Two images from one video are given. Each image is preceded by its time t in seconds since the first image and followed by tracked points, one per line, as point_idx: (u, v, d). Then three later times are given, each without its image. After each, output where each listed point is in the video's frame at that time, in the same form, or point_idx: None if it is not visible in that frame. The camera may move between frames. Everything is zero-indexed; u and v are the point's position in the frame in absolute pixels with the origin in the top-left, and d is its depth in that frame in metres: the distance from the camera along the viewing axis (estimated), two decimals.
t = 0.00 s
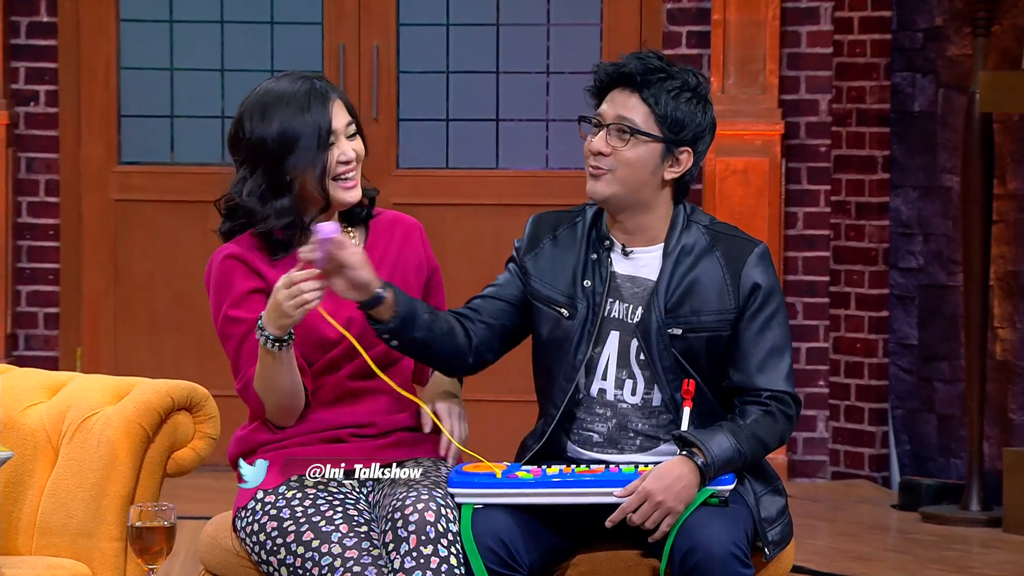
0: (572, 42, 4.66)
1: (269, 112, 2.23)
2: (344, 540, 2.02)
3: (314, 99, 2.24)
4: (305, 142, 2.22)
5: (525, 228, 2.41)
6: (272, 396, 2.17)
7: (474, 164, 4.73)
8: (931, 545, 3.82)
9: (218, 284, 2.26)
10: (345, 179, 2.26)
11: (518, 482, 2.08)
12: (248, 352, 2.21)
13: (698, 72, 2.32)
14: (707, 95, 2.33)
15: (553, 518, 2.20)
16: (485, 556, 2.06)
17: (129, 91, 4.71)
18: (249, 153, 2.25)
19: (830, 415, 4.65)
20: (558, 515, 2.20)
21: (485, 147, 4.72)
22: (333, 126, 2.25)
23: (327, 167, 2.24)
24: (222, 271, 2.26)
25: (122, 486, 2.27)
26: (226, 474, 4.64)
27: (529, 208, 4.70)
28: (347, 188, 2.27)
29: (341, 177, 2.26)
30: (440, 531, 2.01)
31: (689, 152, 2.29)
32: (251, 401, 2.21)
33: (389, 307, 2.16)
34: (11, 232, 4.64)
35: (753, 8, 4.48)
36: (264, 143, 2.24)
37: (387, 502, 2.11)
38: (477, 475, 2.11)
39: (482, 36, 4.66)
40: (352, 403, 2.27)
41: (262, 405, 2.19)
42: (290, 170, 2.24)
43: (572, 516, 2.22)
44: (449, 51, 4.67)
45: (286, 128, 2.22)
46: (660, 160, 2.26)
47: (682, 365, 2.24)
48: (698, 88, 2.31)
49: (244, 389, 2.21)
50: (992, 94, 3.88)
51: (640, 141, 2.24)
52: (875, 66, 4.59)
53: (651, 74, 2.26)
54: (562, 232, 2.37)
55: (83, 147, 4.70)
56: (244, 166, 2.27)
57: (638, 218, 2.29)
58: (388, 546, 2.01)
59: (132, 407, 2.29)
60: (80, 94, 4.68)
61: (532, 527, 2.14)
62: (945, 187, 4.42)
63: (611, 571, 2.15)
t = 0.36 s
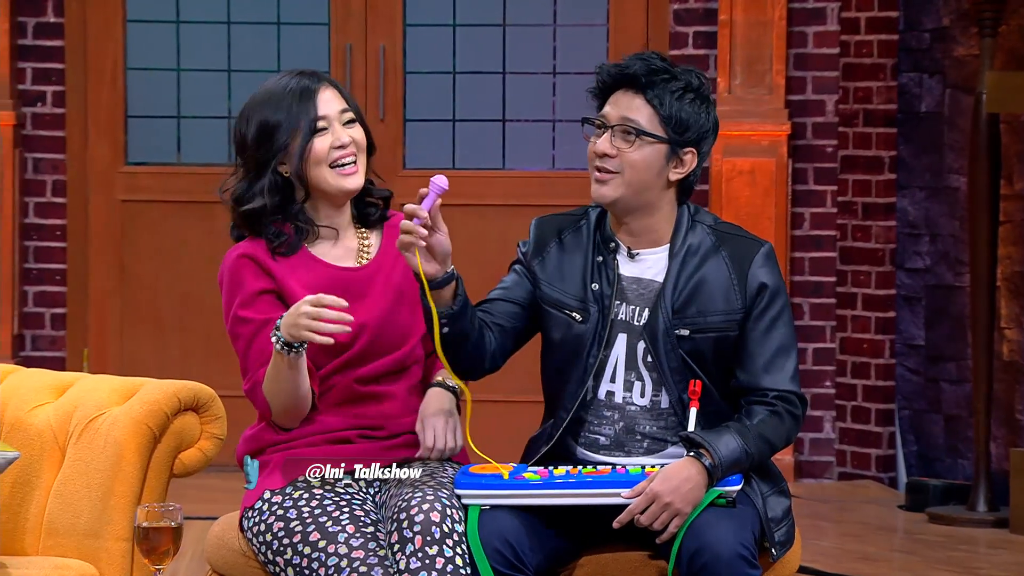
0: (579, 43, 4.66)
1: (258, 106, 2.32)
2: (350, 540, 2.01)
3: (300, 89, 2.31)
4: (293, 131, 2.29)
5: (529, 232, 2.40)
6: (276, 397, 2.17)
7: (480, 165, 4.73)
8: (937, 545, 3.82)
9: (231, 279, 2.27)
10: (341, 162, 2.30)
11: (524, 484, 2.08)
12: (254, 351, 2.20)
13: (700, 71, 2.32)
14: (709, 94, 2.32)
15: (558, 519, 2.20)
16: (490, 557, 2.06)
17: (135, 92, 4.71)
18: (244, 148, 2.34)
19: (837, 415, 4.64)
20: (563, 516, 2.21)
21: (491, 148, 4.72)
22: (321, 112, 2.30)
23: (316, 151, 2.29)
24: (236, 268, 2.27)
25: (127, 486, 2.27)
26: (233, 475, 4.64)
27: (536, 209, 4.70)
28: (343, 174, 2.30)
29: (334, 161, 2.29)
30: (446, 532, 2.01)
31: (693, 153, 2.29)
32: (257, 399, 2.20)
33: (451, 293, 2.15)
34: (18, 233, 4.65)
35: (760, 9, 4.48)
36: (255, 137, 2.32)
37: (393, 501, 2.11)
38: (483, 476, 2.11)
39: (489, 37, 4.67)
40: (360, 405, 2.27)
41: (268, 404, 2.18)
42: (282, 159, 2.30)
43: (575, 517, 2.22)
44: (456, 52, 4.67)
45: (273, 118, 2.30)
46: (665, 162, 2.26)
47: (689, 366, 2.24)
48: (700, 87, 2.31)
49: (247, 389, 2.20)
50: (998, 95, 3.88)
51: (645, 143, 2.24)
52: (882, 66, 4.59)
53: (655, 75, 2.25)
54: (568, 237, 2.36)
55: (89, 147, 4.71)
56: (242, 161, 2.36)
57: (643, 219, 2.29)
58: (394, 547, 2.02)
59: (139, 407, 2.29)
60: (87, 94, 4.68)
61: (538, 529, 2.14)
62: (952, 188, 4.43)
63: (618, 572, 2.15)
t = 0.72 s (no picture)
0: (580, 43, 4.66)
1: (283, 99, 2.27)
2: (353, 541, 2.01)
3: (330, 85, 2.27)
4: (320, 126, 2.25)
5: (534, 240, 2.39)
6: (249, 427, 2.13)
7: (482, 165, 4.73)
8: (940, 546, 3.81)
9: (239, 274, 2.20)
10: (366, 161, 2.26)
11: (527, 483, 2.08)
12: (245, 358, 2.15)
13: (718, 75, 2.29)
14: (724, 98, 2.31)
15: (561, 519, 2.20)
16: (494, 557, 2.06)
17: (138, 92, 4.71)
18: (266, 140, 2.30)
19: (838, 416, 4.65)
20: (567, 515, 2.21)
21: (493, 149, 4.72)
22: (350, 109, 2.26)
23: (340, 146, 2.25)
24: (248, 263, 2.21)
25: (128, 487, 2.28)
26: (234, 476, 4.64)
27: (538, 209, 4.70)
28: (366, 172, 2.26)
29: (356, 159, 2.25)
30: (448, 533, 2.01)
31: (716, 160, 2.28)
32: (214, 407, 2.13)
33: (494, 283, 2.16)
34: (20, 234, 4.65)
35: (762, 10, 4.48)
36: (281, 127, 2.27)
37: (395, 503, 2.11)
38: (488, 475, 2.11)
39: (491, 38, 4.67)
40: (363, 407, 2.23)
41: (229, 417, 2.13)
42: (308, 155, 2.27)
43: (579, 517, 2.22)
44: (458, 53, 4.67)
45: (299, 112, 2.25)
46: (696, 174, 2.24)
47: (698, 369, 2.24)
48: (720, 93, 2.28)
49: (211, 395, 2.14)
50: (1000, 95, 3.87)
51: (682, 158, 2.21)
52: (884, 67, 4.59)
53: (687, 87, 2.22)
54: (575, 242, 2.36)
55: (92, 147, 4.71)
56: (263, 154, 2.31)
57: (663, 227, 2.28)
58: (397, 548, 2.01)
59: (140, 407, 2.30)
60: (89, 95, 4.68)
61: (540, 527, 2.14)
62: (954, 188, 4.43)
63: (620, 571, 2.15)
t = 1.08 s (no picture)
0: (579, 44, 4.66)
1: (302, 98, 2.31)
2: (352, 543, 2.02)
3: (350, 85, 2.30)
4: (339, 126, 2.28)
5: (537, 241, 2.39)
6: (254, 447, 2.20)
7: (480, 166, 4.73)
8: (939, 546, 3.81)
9: (243, 277, 2.24)
10: (380, 162, 2.30)
11: (528, 480, 2.07)
12: (249, 367, 2.21)
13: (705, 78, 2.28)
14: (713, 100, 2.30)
15: (561, 518, 2.19)
16: (494, 557, 2.06)
17: (137, 92, 4.70)
18: (283, 137, 2.33)
19: (837, 416, 4.65)
20: (567, 514, 2.20)
21: (492, 149, 4.72)
22: (367, 110, 2.30)
23: (357, 147, 2.29)
24: (253, 265, 2.24)
25: (126, 487, 2.27)
26: (233, 476, 4.64)
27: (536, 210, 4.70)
28: (380, 174, 2.30)
29: (371, 160, 2.29)
30: (450, 533, 2.00)
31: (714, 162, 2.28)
32: (213, 418, 2.21)
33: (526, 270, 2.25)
34: (19, 234, 4.65)
35: (760, 10, 4.48)
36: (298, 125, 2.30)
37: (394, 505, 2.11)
38: (489, 472, 2.11)
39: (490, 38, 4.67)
40: (367, 410, 2.27)
41: (227, 430, 2.20)
42: (324, 153, 2.30)
43: (582, 515, 2.21)
44: (456, 53, 4.67)
45: (318, 111, 2.29)
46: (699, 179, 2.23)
47: (700, 373, 2.24)
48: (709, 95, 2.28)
49: (212, 407, 2.20)
50: (999, 95, 3.86)
51: (689, 166, 2.20)
52: (882, 67, 4.59)
53: (685, 96, 2.21)
54: (580, 243, 2.36)
55: (91, 148, 4.71)
56: (278, 150, 2.34)
57: (669, 235, 2.26)
58: (397, 549, 2.00)
59: (139, 407, 2.30)
60: (88, 95, 4.68)
61: (542, 526, 2.14)
62: (952, 188, 4.43)
63: (619, 570, 2.15)
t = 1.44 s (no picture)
0: (579, 43, 4.66)
1: (311, 98, 2.32)
2: (351, 543, 2.02)
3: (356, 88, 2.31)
4: (341, 128, 2.29)
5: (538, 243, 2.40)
6: (255, 446, 2.20)
7: (479, 165, 4.73)
8: (939, 546, 3.81)
9: (246, 276, 2.24)
10: (378, 166, 2.30)
11: (529, 481, 2.07)
12: (250, 366, 2.21)
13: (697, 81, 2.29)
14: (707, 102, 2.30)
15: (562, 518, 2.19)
16: (494, 557, 2.06)
17: (136, 92, 4.71)
18: (289, 135, 2.34)
19: (837, 416, 4.64)
20: (567, 514, 2.20)
21: (491, 148, 4.72)
22: (370, 114, 2.31)
23: (356, 150, 2.29)
24: (256, 263, 2.24)
25: (126, 487, 2.27)
26: (232, 476, 4.64)
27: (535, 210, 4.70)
28: (377, 178, 2.29)
29: (369, 163, 2.29)
30: (450, 533, 2.00)
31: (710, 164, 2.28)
32: (213, 419, 2.20)
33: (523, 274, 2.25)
34: (18, 233, 4.65)
35: (760, 10, 4.48)
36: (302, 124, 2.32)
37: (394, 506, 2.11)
38: (488, 473, 2.11)
39: (490, 38, 4.67)
40: (367, 411, 2.27)
41: (226, 431, 2.20)
42: (325, 154, 2.30)
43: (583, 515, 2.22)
44: (456, 53, 4.67)
45: (322, 112, 2.30)
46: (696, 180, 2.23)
47: (700, 374, 2.24)
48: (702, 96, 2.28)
49: (212, 407, 2.20)
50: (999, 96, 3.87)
51: (684, 166, 2.19)
52: (882, 66, 4.59)
53: (678, 97, 2.21)
54: (580, 246, 2.36)
55: (90, 148, 4.71)
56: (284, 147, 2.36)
57: (669, 237, 2.26)
58: (397, 549, 2.00)
59: (138, 408, 2.30)
60: (88, 95, 4.68)
61: (543, 527, 2.14)
62: (952, 188, 4.44)
63: (619, 571, 2.15)
